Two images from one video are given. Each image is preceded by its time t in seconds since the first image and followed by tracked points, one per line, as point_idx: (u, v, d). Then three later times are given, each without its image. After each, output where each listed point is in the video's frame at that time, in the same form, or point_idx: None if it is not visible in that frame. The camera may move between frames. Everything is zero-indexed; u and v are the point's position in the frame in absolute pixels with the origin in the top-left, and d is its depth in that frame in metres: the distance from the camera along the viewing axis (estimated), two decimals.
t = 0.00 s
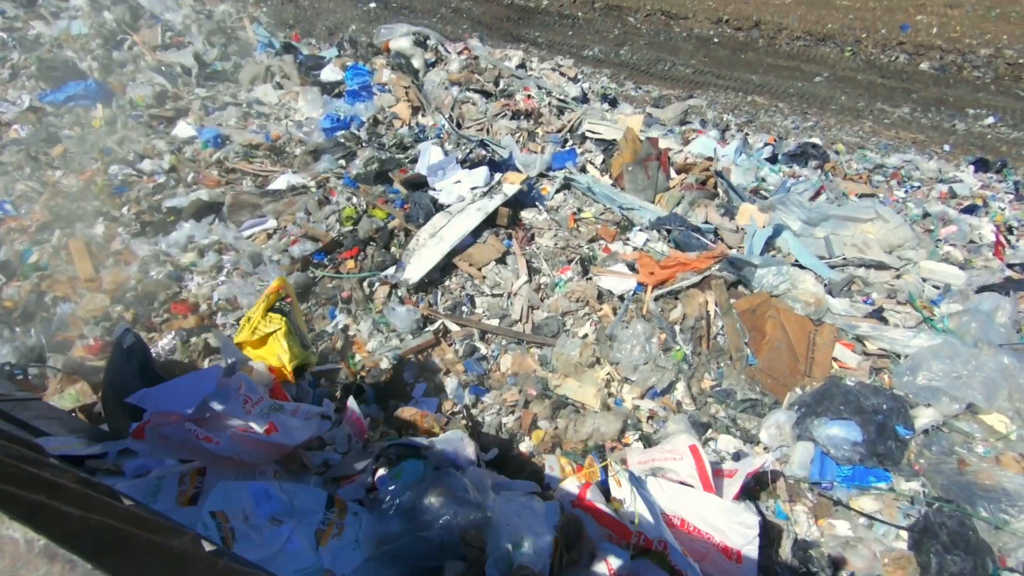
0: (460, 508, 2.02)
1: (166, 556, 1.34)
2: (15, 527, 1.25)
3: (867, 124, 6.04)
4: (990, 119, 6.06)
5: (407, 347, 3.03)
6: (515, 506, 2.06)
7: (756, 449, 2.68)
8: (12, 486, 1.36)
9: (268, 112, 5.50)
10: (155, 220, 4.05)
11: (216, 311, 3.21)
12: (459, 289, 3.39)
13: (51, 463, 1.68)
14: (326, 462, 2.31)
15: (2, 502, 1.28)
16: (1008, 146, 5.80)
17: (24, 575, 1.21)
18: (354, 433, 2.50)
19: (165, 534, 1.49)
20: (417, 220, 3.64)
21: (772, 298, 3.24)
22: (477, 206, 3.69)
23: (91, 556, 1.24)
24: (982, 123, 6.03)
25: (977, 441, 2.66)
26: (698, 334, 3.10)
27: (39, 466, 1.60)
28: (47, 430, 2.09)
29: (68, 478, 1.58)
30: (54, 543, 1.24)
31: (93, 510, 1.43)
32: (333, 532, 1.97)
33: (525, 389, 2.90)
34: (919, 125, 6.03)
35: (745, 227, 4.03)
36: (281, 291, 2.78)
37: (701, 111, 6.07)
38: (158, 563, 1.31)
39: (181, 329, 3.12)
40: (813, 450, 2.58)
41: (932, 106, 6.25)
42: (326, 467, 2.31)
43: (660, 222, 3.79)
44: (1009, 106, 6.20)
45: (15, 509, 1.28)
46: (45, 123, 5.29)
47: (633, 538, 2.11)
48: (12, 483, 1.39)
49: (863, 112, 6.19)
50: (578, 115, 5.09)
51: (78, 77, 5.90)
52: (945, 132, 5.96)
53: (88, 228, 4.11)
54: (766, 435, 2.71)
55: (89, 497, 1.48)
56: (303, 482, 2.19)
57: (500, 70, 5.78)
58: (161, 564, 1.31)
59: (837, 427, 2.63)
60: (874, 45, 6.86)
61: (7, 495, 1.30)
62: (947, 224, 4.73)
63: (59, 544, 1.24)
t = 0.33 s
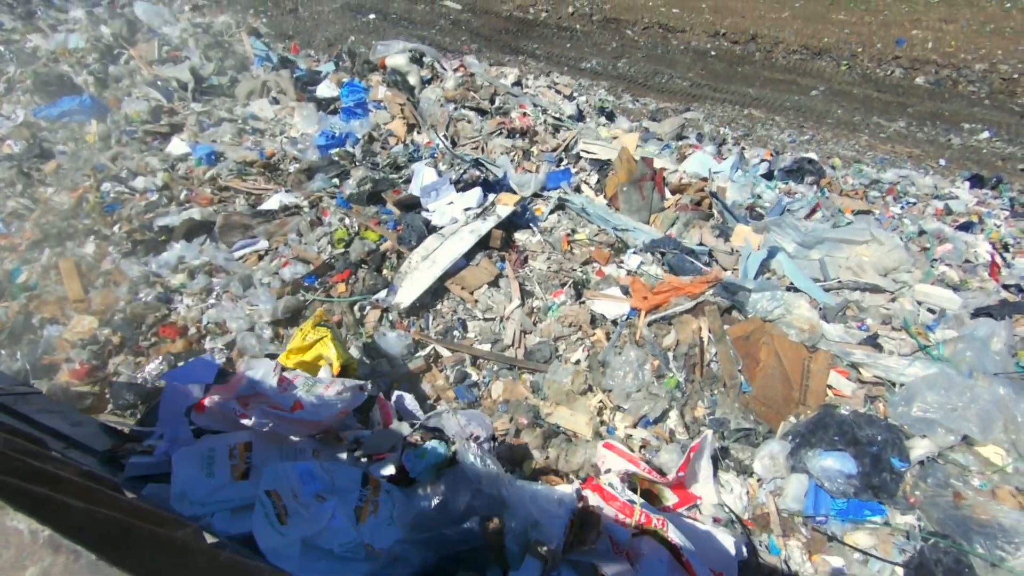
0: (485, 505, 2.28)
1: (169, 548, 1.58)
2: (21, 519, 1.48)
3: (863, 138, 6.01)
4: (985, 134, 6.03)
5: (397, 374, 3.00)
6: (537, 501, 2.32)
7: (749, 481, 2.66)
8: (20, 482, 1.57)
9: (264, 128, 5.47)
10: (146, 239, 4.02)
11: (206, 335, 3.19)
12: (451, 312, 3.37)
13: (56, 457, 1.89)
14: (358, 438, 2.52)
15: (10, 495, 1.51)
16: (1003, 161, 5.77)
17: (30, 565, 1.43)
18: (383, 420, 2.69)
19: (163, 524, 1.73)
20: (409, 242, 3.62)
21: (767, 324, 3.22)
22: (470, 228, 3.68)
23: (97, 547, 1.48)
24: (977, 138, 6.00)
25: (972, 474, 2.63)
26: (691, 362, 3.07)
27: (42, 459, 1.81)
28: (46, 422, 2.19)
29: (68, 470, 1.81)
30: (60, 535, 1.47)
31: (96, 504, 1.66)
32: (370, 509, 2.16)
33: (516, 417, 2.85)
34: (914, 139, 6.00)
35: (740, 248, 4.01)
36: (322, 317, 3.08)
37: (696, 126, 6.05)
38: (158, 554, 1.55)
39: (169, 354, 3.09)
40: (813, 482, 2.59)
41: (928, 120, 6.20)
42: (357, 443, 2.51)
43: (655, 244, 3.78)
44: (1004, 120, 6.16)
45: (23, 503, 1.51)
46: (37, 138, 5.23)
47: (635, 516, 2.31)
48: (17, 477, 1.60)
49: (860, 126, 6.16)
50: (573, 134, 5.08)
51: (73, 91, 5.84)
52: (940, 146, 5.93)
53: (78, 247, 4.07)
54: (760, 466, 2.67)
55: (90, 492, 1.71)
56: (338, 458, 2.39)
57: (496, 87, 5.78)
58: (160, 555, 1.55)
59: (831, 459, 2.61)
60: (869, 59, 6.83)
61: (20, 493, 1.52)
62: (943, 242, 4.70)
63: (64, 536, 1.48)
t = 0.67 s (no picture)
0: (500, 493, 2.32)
1: (168, 546, 1.39)
2: (20, 515, 1.33)
3: (860, 151, 5.99)
4: (981, 147, 5.98)
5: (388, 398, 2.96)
6: (544, 486, 2.42)
7: (744, 512, 2.62)
8: (17, 478, 1.43)
9: (259, 142, 5.44)
10: (136, 256, 3.98)
11: (193, 357, 3.15)
12: (443, 334, 3.34)
13: (55, 453, 1.74)
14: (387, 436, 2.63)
15: (8, 491, 1.36)
16: (1000, 174, 5.72)
17: (29, 563, 1.29)
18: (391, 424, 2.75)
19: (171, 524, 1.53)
20: (401, 262, 3.59)
21: (762, 347, 3.18)
22: (463, 248, 3.65)
23: (95, 543, 1.33)
24: (973, 151, 5.95)
25: (971, 505, 2.59)
26: (685, 387, 3.02)
27: (40, 456, 1.66)
28: (46, 419, 2.10)
29: (70, 468, 1.66)
30: (58, 531, 1.32)
31: (95, 500, 1.50)
32: (403, 485, 2.08)
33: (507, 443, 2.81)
34: (911, 153, 5.97)
35: (735, 268, 3.97)
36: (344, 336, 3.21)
37: (692, 139, 6.04)
38: (157, 551, 1.37)
39: (155, 376, 3.05)
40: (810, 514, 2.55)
41: (924, 134, 6.17)
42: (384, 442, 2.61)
43: (650, 265, 3.74)
44: (999, 133, 6.11)
45: (21, 500, 1.36)
46: (30, 152, 5.12)
47: (630, 500, 2.50)
48: (15, 474, 1.46)
49: (856, 138, 6.13)
50: (568, 151, 5.06)
51: (68, 103, 5.73)
52: (937, 159, 5.89)
53: (66, 264, 4.01)
54: (755, 496, 2.64)
55: (92, 488, 1.54)
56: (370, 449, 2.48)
57: (491, 103, 5.77)
58: (159, 552, 1.37)
59: (828, 489, 2.57)
60: (866, 72, 6.82)
61: (17, 488, 1.38)
62: (940, 259, 4.66)
63: (64, 532, 1.33)
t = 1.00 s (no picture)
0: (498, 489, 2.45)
1: (169, 547, 1.25)
2: (16, 516, 1.19)
3: (857, 163, 5.95)
4: (978, 159, 5.95)
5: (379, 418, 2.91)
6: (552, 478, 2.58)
7: (741, 538, 2.56)
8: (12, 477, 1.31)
9: (253, 153, 5.38)
10: (126, 270, 3.92)
11: (181, 375, 3.10)
12: (436, 353, 3.28)
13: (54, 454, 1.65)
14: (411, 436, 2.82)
15: (4, 491, 1.23)
16: (997, 186, 5.68)
17: (26, 565, 1.15)
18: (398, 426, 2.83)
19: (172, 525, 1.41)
20: (394, 279, 3.55)
21: (759, 367, 3.14)
22: (457, 265, 3.61)
23: (92, 546, 1.19)
24: (970, 163, 5.92)
25: (973, 533, 2.53)
26: (681, 409, 2.98)
27: (38, 457, 1.56)
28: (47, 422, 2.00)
29: (69, 468, 1.57)
30: (57, 533, 1.19)
31: (92, 501, 1.37)
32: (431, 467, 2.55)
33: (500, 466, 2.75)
34: (908, 164, 5.94)
35: (732, 285, 3.92)
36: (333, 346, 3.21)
37: (690, 150, 6.01)
38: (158, 552, 1.23)
39: (140, 396, 2.99)
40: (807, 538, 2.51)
41: (921, 145, 6.14)
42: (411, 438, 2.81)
43: (646, 282, 3.70)
44: (996, 145, 6.09)
45: (15, 500, 1.22)
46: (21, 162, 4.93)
47: (624, 497, 2.58)
48: (12, 474, 1.33)
49: (853, 150, 6.11)
50: (565, 165, 5.03)
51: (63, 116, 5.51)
52: (934, 171, 5.86)
53: (54, 278, 3.93)
54: (752, 522, 2.58)
55: (89, 488, 1.43)
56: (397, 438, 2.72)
57: (488, 115, 5.75)
58: (160, 553, 1.23)
59: (827, 516, 2.50)
60: (863, 83, 6.80)
61: (8, 486, 1.24)
62: (938, 272, 4.62)
63: (62, 534, 1.19)
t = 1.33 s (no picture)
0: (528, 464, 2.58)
1: (166, 547, 1.29)
2: (17, 517, 1.25)
3: (855, 172, 5.95)
4: (975, 169, 5.94)
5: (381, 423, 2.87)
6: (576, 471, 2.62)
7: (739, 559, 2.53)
8: (13, 478, 1.35)
9: (249, 162, 5.35)
10: (118, 281, 3.88)
11: (172, 390, 3.06)
12: (430, 367, 3.25)
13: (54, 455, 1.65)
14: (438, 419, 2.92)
15: (4, 493, 1.27)
16: (994, 197, 5.67)
17: (26, 565, 1.21)
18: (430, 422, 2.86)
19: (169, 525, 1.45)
20: (389, 292, 3.53)
21: (757, 384, 3.11)
22: (452, 278, 3.59)
23: (90, 545, 1.24)
24: (967, 173, 5.92)
25: (974, 554, 2.50)
26: (678, 425, 2.95)
27: (38, 458, 1.56)
28: (44, 422, 2.00)
29: (68, 467, 1.58)
30: (57, 533, 1.24)
31: (93, 501, 1.40)
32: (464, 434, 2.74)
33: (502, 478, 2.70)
34: (905, 174, 5.93)
35: (730, 298, 3.89)
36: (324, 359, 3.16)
37: (688, 159, 5.99)
38: (154, 553, 1.27)
39: (130, 411, 2.95)
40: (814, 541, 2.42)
41: (918, 155, 6.13)
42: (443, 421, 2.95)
43: (644, 295, 3.67)
44: (992, 156, 6.08)
45: (15, 502, 1.27)
46: (15, 171, 4.87)
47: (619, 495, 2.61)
48: (13, 474, 1.37)
49: (851, 159, 6.10)
50: (562, 176, 5.01)
51: (59, 124, 5.43)
52: (931, 181, 5.85)
53: (46, 289, 3.88)
54: (750, 541, 2.54)
55: (88, 488, 1.45)
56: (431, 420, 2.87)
57: (485, 125, 5.74)
58: (155, 553, 1.27)
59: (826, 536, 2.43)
60: (860, 93, 6.81)
61: (10, 488, 1.29)
62: (936, 284, 4.60)
63: (62, 536, 1.24)
